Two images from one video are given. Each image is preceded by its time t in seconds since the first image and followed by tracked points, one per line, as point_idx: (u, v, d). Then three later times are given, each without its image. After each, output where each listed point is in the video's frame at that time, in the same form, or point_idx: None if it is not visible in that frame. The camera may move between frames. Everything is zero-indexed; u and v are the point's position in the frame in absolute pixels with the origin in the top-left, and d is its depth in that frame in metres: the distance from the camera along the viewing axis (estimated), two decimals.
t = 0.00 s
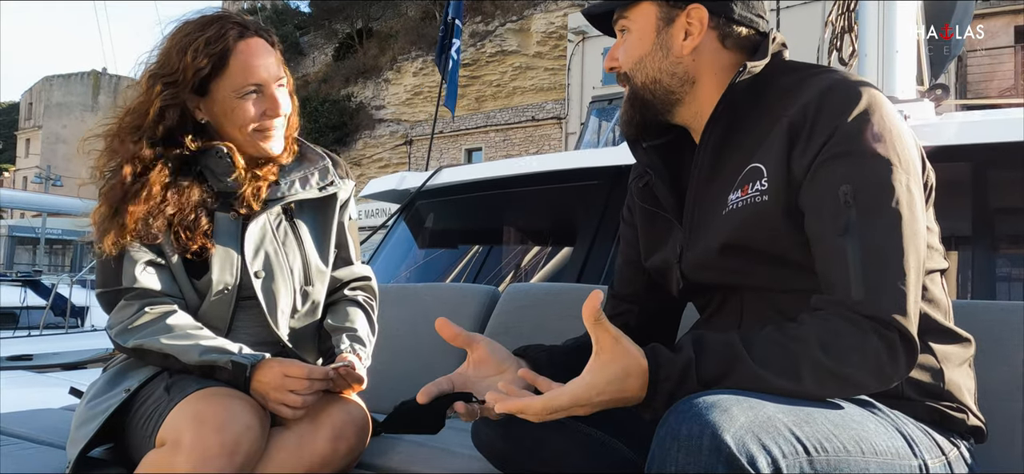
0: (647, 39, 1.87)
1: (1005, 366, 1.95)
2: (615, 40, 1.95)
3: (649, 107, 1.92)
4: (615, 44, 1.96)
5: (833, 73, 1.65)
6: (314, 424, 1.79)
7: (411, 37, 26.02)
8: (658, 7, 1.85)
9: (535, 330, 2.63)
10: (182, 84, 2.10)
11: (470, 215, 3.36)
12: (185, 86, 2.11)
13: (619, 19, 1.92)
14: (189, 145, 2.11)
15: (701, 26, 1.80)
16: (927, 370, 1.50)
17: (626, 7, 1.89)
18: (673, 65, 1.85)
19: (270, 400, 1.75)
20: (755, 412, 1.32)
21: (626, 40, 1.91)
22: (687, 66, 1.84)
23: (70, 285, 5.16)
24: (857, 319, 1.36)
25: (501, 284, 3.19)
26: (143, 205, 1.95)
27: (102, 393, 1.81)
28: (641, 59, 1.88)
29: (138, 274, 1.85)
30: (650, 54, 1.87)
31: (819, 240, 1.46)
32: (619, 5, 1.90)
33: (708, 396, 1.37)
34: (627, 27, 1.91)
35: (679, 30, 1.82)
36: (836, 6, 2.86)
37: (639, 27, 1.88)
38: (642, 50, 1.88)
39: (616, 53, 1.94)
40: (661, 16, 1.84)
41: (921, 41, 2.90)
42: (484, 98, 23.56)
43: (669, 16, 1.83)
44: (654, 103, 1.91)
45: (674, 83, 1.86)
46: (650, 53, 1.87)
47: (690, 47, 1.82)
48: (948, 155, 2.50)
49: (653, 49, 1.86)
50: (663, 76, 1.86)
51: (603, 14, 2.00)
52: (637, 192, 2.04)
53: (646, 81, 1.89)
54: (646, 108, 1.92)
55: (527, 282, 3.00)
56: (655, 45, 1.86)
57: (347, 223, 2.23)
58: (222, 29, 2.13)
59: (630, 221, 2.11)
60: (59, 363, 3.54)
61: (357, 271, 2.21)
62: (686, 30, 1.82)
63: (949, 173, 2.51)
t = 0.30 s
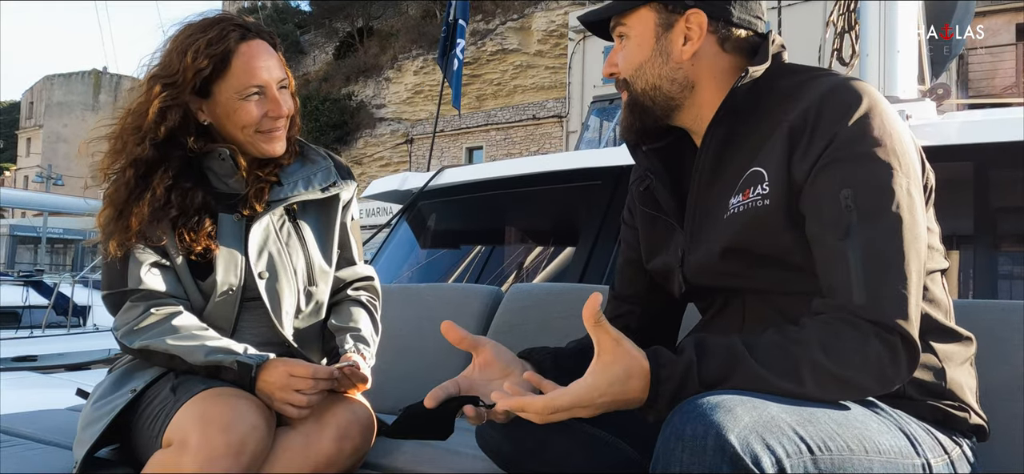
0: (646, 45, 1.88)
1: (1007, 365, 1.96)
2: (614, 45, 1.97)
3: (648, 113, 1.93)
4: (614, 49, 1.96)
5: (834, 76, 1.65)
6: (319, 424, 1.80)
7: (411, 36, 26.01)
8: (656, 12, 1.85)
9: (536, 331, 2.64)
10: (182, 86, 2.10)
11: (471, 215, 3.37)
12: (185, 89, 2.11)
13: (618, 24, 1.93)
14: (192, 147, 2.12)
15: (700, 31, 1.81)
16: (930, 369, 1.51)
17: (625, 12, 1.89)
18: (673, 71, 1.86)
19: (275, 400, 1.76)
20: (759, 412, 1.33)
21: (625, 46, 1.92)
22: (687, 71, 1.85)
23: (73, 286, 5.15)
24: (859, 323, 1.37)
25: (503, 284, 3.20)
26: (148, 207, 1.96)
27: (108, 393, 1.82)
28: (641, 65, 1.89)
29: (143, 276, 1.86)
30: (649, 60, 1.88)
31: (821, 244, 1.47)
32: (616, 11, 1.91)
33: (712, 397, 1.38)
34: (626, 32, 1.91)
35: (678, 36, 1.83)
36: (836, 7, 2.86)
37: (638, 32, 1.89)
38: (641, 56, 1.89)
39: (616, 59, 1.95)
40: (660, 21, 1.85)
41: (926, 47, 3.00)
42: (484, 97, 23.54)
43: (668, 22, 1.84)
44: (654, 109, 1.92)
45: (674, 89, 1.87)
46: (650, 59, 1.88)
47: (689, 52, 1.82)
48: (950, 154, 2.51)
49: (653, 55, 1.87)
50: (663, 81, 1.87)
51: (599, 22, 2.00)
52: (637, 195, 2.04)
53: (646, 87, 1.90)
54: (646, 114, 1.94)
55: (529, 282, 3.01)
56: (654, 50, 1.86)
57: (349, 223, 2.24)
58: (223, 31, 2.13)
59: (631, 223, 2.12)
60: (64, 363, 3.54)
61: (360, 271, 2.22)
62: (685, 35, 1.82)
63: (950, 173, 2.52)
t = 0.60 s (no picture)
0: (658, 40, 1.87)
1: (1009, 364, 1.96)
2: (618, 42, 1.96)
3: (659, 110, 1.92)
4: (619, 46, 1.95)
5: (836, 75, 1.66)
6: (321, 424, 1.80)
7: (412, 34, 26.02)
8: (668, 8, 1.86)
9: (538, 331, 2.65)
10: (180, 84, 2.12)
11: (473, 215, 3.36)
12: (183, 85, 2.12)
13: (623, 21, 1.92)
14: (195, 145, 2.11)
15: (714, 27, 1.83)
16: (932, 368, 1.51)
17: (635, 8, 1.89)
18: (688, 66, 1.85)
19: (277, 400, 1.76)
20: (765, 413, 1.33)
21: (635, 41, 1.91)
22: (700, 66, 1.85)
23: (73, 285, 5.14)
24: (862, 316, 1.37)
25: (505, 284, 3.20)
26: (149, 207, 1.96)
27: (111, 394, 1.82)
28: (652, 60, 1.88)
29: (146, 277, 1.86)
30: (663, 54, 1.87)
31: (824, 240, 1.47)
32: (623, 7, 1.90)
33: (718, 397, 1.38)
34: (634, 28, 1.91)
35: (693, 31, 1.84)
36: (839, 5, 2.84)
37: (648, 28, 1.88)
38: (652, 51, 1.88)
39: (622, 56, 1.94)
40: (672, 17, 1.86)
41: (927, 44, 2.99)
42: (485, 95, 23.55)
43: (681, 17, 1.85)
44: (664, 106, 1.90)
45: (686, 84, 1.86)
46: (664, 54, 1.87)
47: (703, 47, 1.84)
48: (950, 154, 2.52)
49: (667, 50, 1.86)
50: (675, 76, 1.86)
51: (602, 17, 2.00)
52: (641, 194, 2.04)
53: (657, 83, 1.88)
54: (656, 110, 1.92)
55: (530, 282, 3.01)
56: (669, 45, 1.86)
57: (351, 224, 2.25)
58: (222, 30, 2.14)
59: (632, 225, 2.11)
60: (65, 363, 3.54)
61: (362, 271, 2.23)
62: (699, 30, 1.84)
63: (951, 172, 2.52)
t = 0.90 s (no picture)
0: (655, 36, 1.86)
1: (1013, 360, 1.95)
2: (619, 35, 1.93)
3: (655, 102, 1.92)
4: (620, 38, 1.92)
5: (839, 65, 1.66)
6: (321, 421, 1.79)
7: (412, 34, 26.02)
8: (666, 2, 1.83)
9: (540, 327, 2.64)
10: (184, 81, 2.10)
11: (474, 214, 3.35)
12: (188, 84, 2.10)
13: (624, 13, 1.90)
14: (193, 141, 2.11)
15: (709, 22, 1.81)
16: (935, 363, 1.50)
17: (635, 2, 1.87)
18: (683, 62, 1.84)
19: (276, 397, 1.75)
20: (771, 408, 1.32)
21: (634, 34, 1.88)
22: (694, 62, 1.84)
23: (73, 285, 5.13)
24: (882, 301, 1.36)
25: (506, 282, 3.20)
26: (151, 204, 1.96)
27: (111, 391, 1.82)
28: (649, 55, 1.87)
29: (146, 274, 1.86)
30: (658, 49, 1.86)
31: (838, 227, 1.46)
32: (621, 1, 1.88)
33: (723, 392, 1.37)
34: (634, 21, 1.88)
35: (687, 27, 1.82)
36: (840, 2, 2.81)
37: (647, 22, 1.86)
38: (650, 46, 1.86)
39: (623, 48, 1.92)
40: (669, 11, 1.83)
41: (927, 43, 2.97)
42: (485, 94, 23.55)
43: (679, 12, 1.82)
44: (662, 100, 1.90)
45: (681, 79, 1.86)
46: (659, 49, 1.85)
47: (698, 43, 1.82)
48: (953, 150, 2.51)
49: (663, 44, 1.85)
50: (670, 72, 1.86)
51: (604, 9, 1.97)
52: (644, 188, 2.05)
53: (652, 77, 1.88)
54: (651, 102, 1.92)
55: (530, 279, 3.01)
56: (664, 40, 1.85)
57: (351, 221, 2.25)
58: (223, 25, 2.13)
59: (634, 221, 2.11)
60: (65, 362, 3.54)
61: (361, 269, 2.22)
62: (694, 26, 1.82)
63: (954, 168, 2.51)
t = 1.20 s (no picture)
0: (655, 42, 1.86)
1: (1014, 359, 1.95)
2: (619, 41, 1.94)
3: (657, 107, 1.91)
4: (620, 44, 1.93)
5: (841, 69, 1.66)
6: (321, 421, 1.79)
7: (412, 33, 26.02)
8: (666, 7, 1.84)
9: (541, 327, 2.64)
10: (190, 82, 2.10)
11: (474, 213, 3.35)
12: (193, 84, 2.10)
13: (623, 22, 1.91)
14: (195, 143, 2.09)
15: (710, 25, 1.81)
16: (937, 362, 1.50)
17: (635, 8, 1.87)
18: (684, 66, 1.84)
19: (276, 397, 1.75)
20: (765, 406, 1.32)
21: (634, 41, 1.89)
22: (696, 66, 1.84)
23: (74, 285, 5.13)
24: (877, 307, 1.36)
25: (507, 281, 3.19)
26: (150, 201, 1.96)
27: (111, 391, 1.81)
28: (650, 61, 1.87)
29: (146, 272, 1.87)
30: (659, 54, 1.86)
31: (835, 232, 1.46)
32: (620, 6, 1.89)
33: (716, 391, 1.36)
34: (634, 29, 1.89)
35: (688, 31, 1.82)
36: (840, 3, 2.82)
37: (647, 27, 1.87)
38: (651, 52, 1.87)
39: (623, 54, 1.92)
40: (669, 17, 1.84)
41: (927, 42, 2.96)
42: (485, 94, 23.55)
43: (678, 18, 1.83)
44: (664, 104, 1.89)
45: (684, 83, 1.85)
46: (660, 54, 1.86)
47: (699, 47, 1.82)
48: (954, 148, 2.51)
49: (664, 49, 1.85)
50: (672, 77, 1.86)
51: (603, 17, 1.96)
52: (645, 190, 2.03)
53: (655, 83, 1.88)
54: (654, 108, 1.91)
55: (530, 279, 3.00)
56: (664, 46, 1.85)
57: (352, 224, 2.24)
58: (227, 26, 2.13)
59: (636, 220, 2.10)
60: (65, 362, 3.53)
61: (362, 270, 2.22)
62: (694, 30, 1.82)
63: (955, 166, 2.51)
